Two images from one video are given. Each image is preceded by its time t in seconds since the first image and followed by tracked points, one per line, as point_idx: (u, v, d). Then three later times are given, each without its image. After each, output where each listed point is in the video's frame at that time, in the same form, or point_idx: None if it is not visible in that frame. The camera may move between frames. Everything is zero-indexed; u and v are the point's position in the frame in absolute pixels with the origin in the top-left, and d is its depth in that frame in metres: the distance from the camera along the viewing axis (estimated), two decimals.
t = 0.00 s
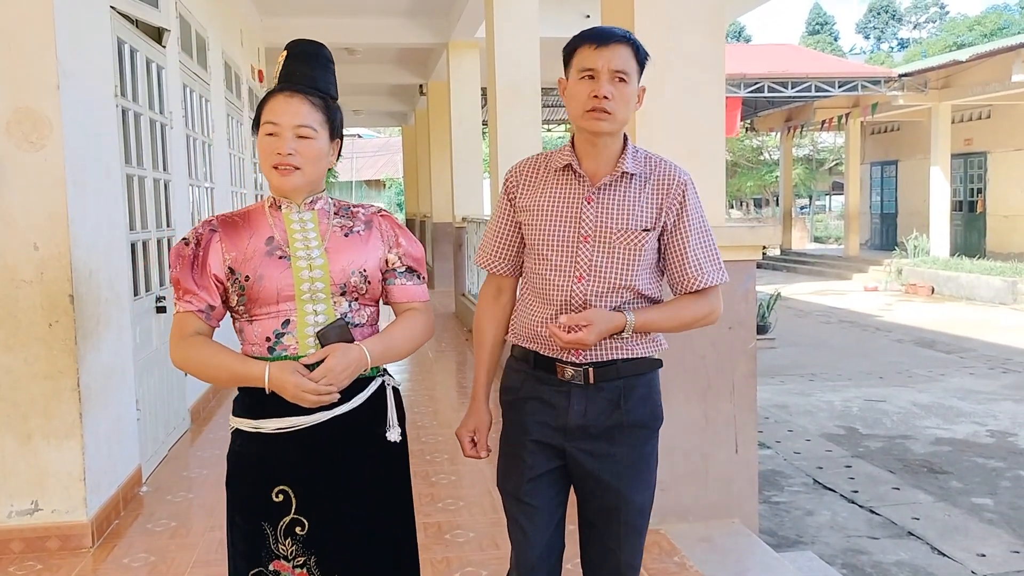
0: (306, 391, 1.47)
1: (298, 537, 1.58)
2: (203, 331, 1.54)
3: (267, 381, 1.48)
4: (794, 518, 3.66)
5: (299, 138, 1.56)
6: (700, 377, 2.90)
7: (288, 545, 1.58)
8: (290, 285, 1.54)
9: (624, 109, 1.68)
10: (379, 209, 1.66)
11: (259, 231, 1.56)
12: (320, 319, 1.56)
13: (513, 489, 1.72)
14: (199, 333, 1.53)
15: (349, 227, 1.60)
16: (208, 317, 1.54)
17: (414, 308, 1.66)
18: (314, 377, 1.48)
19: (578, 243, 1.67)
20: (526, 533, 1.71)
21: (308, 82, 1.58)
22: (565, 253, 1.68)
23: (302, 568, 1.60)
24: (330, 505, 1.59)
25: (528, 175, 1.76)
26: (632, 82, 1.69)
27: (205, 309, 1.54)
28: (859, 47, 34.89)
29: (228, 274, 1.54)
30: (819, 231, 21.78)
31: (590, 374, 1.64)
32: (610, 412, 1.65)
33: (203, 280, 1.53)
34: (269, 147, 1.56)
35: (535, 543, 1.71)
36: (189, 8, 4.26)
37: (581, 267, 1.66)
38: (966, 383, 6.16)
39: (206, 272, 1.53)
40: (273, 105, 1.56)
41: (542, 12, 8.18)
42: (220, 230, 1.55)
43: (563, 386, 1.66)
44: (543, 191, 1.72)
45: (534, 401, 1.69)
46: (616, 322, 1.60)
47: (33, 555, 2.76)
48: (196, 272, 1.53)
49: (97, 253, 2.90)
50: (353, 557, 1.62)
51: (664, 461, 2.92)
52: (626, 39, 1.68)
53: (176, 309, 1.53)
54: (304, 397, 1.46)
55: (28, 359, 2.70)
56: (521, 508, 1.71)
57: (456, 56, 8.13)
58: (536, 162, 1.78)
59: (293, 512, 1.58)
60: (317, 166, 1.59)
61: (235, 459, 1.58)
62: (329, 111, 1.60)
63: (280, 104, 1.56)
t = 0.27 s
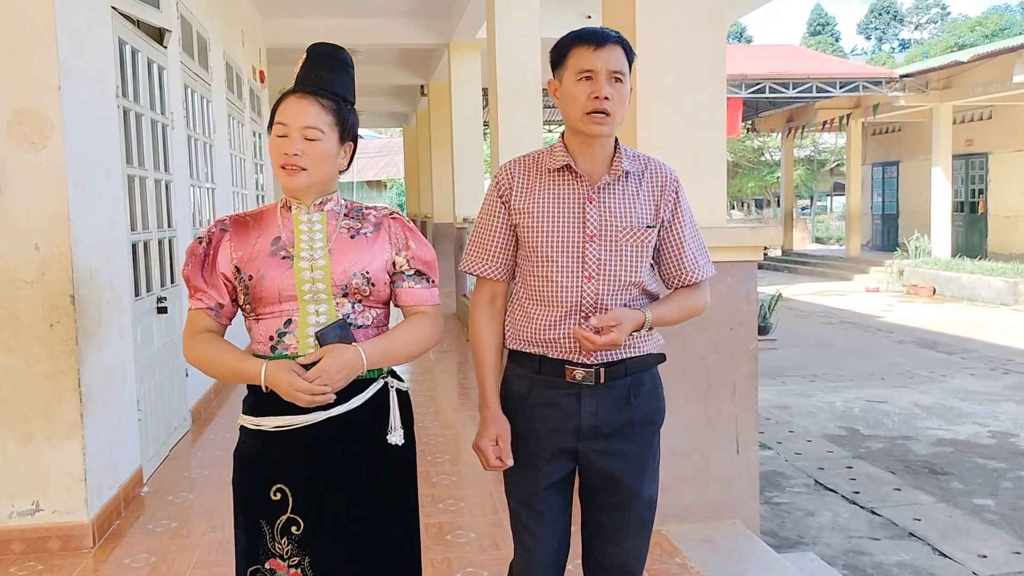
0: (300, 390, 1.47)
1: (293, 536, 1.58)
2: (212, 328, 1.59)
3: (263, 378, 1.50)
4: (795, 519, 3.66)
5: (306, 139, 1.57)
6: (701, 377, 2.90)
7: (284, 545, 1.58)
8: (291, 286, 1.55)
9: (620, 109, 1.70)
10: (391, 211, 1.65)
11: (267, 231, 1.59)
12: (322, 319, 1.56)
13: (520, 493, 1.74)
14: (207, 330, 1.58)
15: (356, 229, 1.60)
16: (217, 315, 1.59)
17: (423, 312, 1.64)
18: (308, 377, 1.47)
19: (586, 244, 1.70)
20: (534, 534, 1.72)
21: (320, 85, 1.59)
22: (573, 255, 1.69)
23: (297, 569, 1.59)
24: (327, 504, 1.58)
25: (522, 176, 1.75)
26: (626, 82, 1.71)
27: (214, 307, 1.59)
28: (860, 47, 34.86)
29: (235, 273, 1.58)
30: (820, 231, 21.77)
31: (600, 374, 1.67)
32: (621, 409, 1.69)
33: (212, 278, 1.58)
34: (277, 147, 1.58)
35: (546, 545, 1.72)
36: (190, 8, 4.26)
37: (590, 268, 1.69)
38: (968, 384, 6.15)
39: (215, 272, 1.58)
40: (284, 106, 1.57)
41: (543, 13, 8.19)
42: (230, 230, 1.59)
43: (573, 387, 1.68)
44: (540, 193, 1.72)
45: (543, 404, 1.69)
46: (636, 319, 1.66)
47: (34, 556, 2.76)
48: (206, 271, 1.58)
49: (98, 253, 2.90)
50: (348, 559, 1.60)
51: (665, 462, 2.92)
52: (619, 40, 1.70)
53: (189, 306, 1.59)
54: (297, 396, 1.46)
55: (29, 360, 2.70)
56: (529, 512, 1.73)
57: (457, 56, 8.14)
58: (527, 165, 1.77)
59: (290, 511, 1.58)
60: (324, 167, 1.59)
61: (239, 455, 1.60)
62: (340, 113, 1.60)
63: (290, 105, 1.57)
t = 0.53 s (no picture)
0: (296, 389, 1.48)
1: (293, 534, 1.58)
2: (225, 325, 1.63)
3: (262, 375, 1.52)
4: (796, 519, 3.65)
5: (313, 140, 1.58)
6: (702, 377, 2.90)
7: (285, 542, 1.59)
8: (295, 285, 1.55)
9: (605, 107, 1.72)
10: (402, 211, 1.64)
11: (276, 231, 1.61)
12: (325, 318, 1.56)
13: (518, 491, 1.75)
14: (221, 327, 1.63)
15: (364, 229, 1.60)
16: (230, 312, 1.64)
17: (430, 313, 1.62)
18: (304, 377, 1.48)
19: (579, 240, 1.72)
20: (533, 529, 1.74)
21: (330, 86, 1.59)
22: (567, 251, 1.71)
23: (296, 566, 1.59)
24: (326, 503, 1.58)
25: (510, 176, 1.76)
26: (609, 79, 1.73)
27: (228, 304, 1.63)
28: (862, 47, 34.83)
29: (244, 272, 1.61)
30: (822, 231, 21.75)
31: (597, 370, 1.70)
32: (616, 404, 1.71)
33: (224, 277, 1.62)
34: (287, 148, 1.59)
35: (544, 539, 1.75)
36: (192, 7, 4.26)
37: (585, 264, 1.71)
38: (969, 384, 6.14)
39: (227, 271, 1.62)
40: (293, 107, 1.59)
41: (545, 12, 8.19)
42: (242, 230, 1.62)
43: (570, 384, 1.69)
44: (531, 191, 1.74)
45: (542, 402, 1.71)
46: (632, 311, 1.69)
47: (35, 554, 2.76)
48: (218, 269, 1.62)
49: (99, 253, 2.90)
50: (347, 559, 1.60)
51: (666, 461, 2.92)
52: (601, 38, 1.72)
53: (205, 304, 1.64)
54: (294, 395, 1.48)
55: (30, 359, 2.71)
56: (529, 509, 1.74)
57: (458, 56, 8.14)
58: (514, 164, 1.78)
59: (290, 508, 1.58)
60: (331, 168, 1.59)
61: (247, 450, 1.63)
62: (349, 114, 1.60)
63: (299, 106, 1.58)
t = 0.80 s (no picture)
0: (296, 388, 1.48)
1: (296, 531, 1.59)
2: (238, 323, 1.66)
3: (266, 374, 1.53)
4: (801, 519, 3.65)
5: (321, 141, 1.58)
6: (707, 377, 2.90)
7: (288, 539, 1.59)
8: (300, 285, 1.56)
9: (593, 105, 1.73)
10: (412, 211, 1.64)
11: (286, 230, 1.62)
12: (329, 318, 1.56)
13: (518, 489, 1.75)
14: (234, 324, 1.65)
15: (372, 230, 1.60)
16: (243, 310, 1.66)
17: (436, 314, 1.61)
18: (305, 376, 1.48)
19: (572, 237, 1.72)
20: (533, 526, 1.75)
21: (340, 86, 1.59)
22: (561, 249, 1.72)
23: (299, 563, 1.59)
24: (329, 501, 1.59)
25: (502, 176, 1.76)
26: (596, 77, 1.73)
27: (240, 303, 1.66)
28: (868, 45, 34.73)
29: (254, 270, 1.63)
30: (828, 230, 21.70)
31: (593, 367, 1.71)
32: (614, 401, 1.73)
33: (236, 275, 1.64)
34: (296, 148, 1.60)
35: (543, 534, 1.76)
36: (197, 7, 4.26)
37: (579, 261, 1.73)
38: (975, 384, 6.13)
39: (239, 270, 1.64)
40: (303, 108, 1.59)
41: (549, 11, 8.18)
42: (255, 229, 1.64)
43: (567, 381, 1.71)
44: (523, 190, 1.74)
45: (540, 400, 1.72)
46: (624, 306, 1.71)
47: (41, 553, 2.76)
48: (231, 268, 1.64)
49: (105, 253, 2.91)
50: (346, 557, 1.60)
51: (671, 460, 2.92)
52: (588, 36, 1.72)
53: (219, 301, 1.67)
54: (294, 393, 1.48)
55: (36, 358, 2.71)
56: (528, 506, 1.75)
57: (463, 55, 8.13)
58: (506, 164, 1.78)
59: (293, 506, 1.59)
60: (339, 168, 1.60)
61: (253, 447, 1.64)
62: (358, 115, 1.60)
63: (309, 106, 1.58)
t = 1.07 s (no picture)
0: (305, 384, 1.49)
1: (307, 527, 1.59)
2: (256, 320, 1.68)
3: (276, 371, 1.54)
4: (816, 520, 3.63)
5: (337, 140, 1.58)
6: (722, 377, 2.89)
7: (299, 535, 1.60)
8: (313, 284, 1.57)
9: (598, 105, 1.73)
10: (427, 212, 1.63)
11: (303, 229, 1.63)
12: (341, 316, 1.57)
13: (528, 487, 1.75)
14: (252, 322, 1.67)
15: (385, 230, 1.60)
16: (260, 308, 1.68)
17: (448, 315, 1.60)
18: (314, 373, 1.49)
19: (579, 237, 1.73)
20: (543, 523, 1.76)
21: (357, 86, 1.59)
22: (568, 248, 1.73)
23: (310, 559, 1.60)
24: (338, 498, 1.59)
25: (507, 176, 1.76)
26: (600, 77, 1.73)
27: (257, 300, 1.67)
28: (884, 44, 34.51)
29: (271, 269, 1.64)
30: (844, 230, 21.57)
31: (601, 364, 1.72)
32: (623, 397, 1.74)
33: (253, 273, 1.66)
34: (312, 147, 1.61)
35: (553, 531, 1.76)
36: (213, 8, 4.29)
37: (586, 260, 1.73)
38: (993, 385, 6.07)
39: (257, 268, 1.66)
40: (320, 107, 1.60)
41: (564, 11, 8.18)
42: (273, 228, 1.66)
43: (575, 379, 1.71)
44: (529, 191, 1.74)
45: (549, 398, 1.72)
46: (631, 304, 1.72)
47: (58, 550, 2.79)
48: (249, 266, 1.66)
49: (122, 252, 2.93)
50: (354, 556, 1.60)
51: (685, 461, 2.90)
52: (592, 36, 1.72)
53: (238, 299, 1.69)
54: (303, 390, 1.49)
55: (54, 357, 2.74)
56: (538, 503, 1.75)
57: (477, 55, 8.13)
58: (511, 164, 1.78)
59: (303, 502, 1.59)
60: (354, 168, 1.60)
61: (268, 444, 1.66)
62: (374, 115, 1.60)
63: (326, 106, 1.59)
